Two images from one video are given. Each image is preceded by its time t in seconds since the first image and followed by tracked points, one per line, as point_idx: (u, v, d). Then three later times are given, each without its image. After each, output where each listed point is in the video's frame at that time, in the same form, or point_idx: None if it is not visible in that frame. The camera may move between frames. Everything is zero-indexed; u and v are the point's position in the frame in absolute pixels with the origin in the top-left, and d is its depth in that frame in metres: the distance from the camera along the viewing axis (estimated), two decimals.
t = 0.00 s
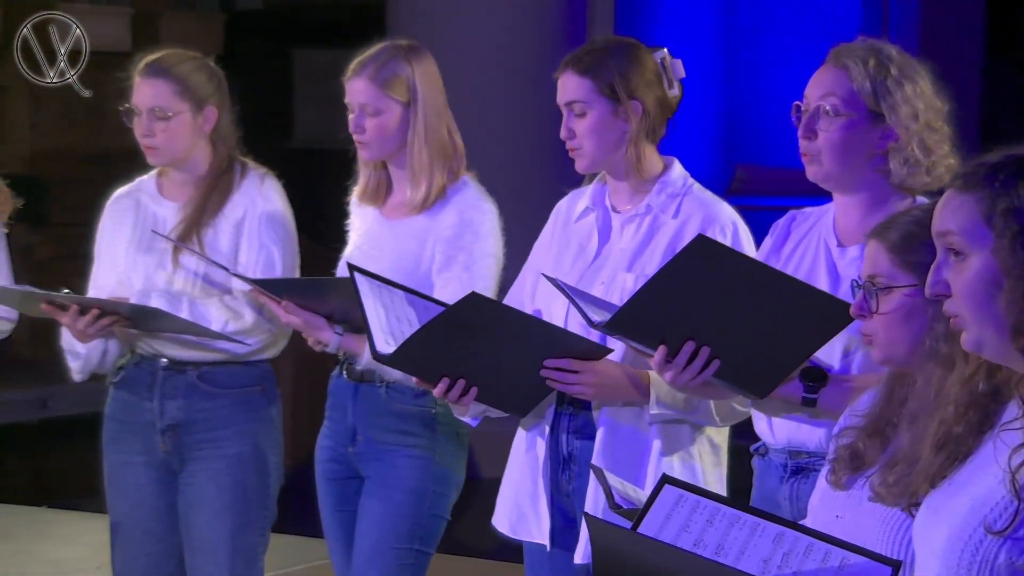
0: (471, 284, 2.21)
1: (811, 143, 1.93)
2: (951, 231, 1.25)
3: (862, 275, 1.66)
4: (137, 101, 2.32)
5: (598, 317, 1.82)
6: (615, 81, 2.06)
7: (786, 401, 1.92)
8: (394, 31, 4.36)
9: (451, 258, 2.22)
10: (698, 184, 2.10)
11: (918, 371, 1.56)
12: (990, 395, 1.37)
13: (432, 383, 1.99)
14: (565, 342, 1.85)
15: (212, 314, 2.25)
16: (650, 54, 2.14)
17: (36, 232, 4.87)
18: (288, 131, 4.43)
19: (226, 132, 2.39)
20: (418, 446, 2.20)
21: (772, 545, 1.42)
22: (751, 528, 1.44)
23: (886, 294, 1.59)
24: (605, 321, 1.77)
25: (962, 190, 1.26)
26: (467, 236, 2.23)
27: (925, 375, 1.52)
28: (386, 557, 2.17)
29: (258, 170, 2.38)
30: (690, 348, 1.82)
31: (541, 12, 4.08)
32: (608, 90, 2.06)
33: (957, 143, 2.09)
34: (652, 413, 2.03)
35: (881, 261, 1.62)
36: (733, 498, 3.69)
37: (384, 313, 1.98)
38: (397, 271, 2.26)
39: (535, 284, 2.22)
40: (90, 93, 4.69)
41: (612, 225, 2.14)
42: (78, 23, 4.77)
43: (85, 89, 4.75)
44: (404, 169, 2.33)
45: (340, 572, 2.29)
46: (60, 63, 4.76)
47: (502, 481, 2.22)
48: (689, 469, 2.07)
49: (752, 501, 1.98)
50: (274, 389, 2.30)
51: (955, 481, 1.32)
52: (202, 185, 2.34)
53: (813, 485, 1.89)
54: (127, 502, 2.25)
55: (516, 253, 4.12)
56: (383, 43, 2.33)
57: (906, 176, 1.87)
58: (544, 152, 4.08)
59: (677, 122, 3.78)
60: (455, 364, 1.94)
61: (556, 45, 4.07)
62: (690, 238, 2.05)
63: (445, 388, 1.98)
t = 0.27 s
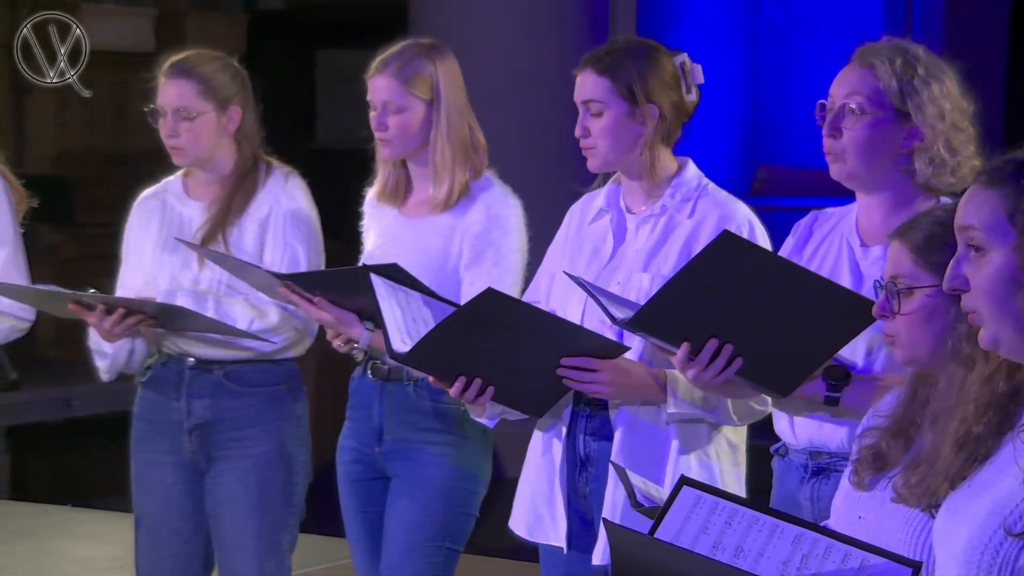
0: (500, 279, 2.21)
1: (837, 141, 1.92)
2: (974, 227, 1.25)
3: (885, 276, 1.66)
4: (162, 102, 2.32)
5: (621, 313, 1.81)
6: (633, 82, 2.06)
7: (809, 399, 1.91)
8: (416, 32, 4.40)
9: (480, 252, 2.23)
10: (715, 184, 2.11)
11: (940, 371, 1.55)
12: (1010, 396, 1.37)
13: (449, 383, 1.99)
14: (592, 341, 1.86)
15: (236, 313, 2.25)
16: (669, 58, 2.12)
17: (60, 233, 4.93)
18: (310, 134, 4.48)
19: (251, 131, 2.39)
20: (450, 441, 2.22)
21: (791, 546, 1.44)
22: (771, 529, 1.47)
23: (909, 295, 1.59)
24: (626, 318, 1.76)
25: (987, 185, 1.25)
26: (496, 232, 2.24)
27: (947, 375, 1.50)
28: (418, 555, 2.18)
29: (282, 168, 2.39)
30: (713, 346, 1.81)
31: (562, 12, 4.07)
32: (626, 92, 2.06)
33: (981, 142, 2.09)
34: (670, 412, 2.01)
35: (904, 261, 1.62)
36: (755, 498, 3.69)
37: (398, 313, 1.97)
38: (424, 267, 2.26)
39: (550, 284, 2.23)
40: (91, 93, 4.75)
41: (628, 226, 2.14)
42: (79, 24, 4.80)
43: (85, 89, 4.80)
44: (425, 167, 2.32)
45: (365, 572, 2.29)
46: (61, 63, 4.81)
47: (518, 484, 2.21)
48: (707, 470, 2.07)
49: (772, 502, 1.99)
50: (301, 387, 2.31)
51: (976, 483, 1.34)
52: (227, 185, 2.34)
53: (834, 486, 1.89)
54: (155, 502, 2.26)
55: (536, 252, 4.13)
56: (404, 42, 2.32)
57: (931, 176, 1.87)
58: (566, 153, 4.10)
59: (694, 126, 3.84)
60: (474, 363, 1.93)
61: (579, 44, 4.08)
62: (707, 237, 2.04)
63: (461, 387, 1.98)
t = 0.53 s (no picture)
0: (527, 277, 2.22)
1: (860, 140, 1.92)
2: (987, 235, 1.29)
3: (908, 276, 1.66)
4: (185, 102, 2.33)
5: (644, 312, 1.81)
6: (656, 81, 2.06)
7: (834, 400, 1.91)
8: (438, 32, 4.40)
9: (508, 250, 2.24)
10: (733, 185, 2.12)
11: (965, 372, 1.55)
12: None
13: (471, 388, 2.00)
14: (616, 340, 1.86)
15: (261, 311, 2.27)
16: (690, 59, 2.12)
17: (87, 233, 5.04)
18: (335, 133, 4.53)
19: (275, 131, 2.40)
20: (476, 441, 2.24)
21: (813, 547, 1.46)
22: (792, 530, 1.48)
23: (932, 295, 1.59)
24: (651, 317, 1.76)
25: (998, 192, 1.29)
26: (522, 230, 2.25)
27: (971, 376, 1.51)
28: (443, 555, 2.19)
29: (306, 169, 2.40)
30: (735, 345, 1.81)
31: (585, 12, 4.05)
32: (649, 90, 2.06)
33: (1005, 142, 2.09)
34: (690, 412, 2.03)
35: (927, 262, 1.62)
36: (775, 498, 3.70)
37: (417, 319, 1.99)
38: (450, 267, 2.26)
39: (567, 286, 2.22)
40: (90, 92, 4.89)
41: (646, 227, 2.14)
42: (76, 23, 4.96)
43: (84, 89, 4.95)
44: (446, 169, 2.32)
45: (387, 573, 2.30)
46: (60, 63, 4.96)
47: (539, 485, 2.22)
48: (729, 470, 2.08)
49: (794, 502, 1.99)
50: (328, 388, 2.33)
51: (1000, 483, 1.34)
52: (252, 185, 2.36)
53: (857, 487, 1.88)
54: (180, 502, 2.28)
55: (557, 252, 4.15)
56: (425, 44, 2.33)
57: (955, 175, 1.86)
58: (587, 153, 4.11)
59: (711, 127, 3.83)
60: (495, 364, 1.94)
61: (600, 44, 4.05)
62: (728, 236, 2.05)
63: (483, 392, 2.00)
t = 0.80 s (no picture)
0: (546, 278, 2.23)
1: (879, 138, 1.91)
2: (1006, 239, 1.32)
3: (930, 277, 1.65)
4: (207, 103, 2.33)
5: (666, 313, 1.81)
6: (685, 77, 2.07)
7: (855, 399, 1.90)
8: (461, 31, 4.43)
9: (530, 250, 2.24)
10: (753, 185, 2.11)
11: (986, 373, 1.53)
12: None
13: (492, 392, 2.00)
14: (636, 341, 1.85)
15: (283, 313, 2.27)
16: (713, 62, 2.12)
17: (112, 233, 5.14)
18: (356, 129, 4.53)
19: (295, 131, 2.41)
20: (498, 443, 2.23)
21: (837, 549, 1.45)
22: (816, 532, 1.48)
23: (954, 296, 1.58)
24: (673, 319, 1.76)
25: (1016, 197, 1.32)
26: (543, 231, 2.25)
27: (993, 376, 1.49)
28: (464, 558, 2.19)
29: (326, 169, 2.40)
30: (758, 346, 1.80)
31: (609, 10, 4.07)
32: (678, 85, 2.07)
33: None
34: (712, 412, 2.02)
35: (948, 263, 1.61)
36: (796, 499, 3.69)
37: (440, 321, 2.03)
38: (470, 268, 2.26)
39: (587, 289, 2.21)
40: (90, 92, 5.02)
41: (666, 228, 2.13)
42: (78, 24, 5.09)
43: (85, 89, 5.07)
44: (466, 169, 2.32)
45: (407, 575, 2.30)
46: (61, 64, 5.09)
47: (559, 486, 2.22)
48: (751, 471, 2.08)
49: (815, 503, 1.98)
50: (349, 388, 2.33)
51: None
52: (273, 186, 2.36)
53: (879, 487, 1.87)
54: (200, 502, 2.28)
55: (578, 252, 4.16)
56: (443, 45, 2.33)
57: (974, 175, 1.85)
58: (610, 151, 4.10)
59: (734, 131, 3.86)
60: (515, 368, 1.93)
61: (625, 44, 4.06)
62: (749, 238, 2.05)
63: (506, 395, 1.99)
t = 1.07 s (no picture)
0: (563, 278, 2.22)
1: (895, 138, 1.90)
2: None
3: (952, 278, 1.64)
4: (228, 103, 2.34)
5: (688, 321, 1.79)
6: (711, 75, 2.06)
7: (879, 402, 1.89)
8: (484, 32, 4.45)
9: (547, 250, 2.24)
10: (776, 186, 2.09)
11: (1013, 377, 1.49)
12: None
13: (511, 392, 2.00)
14: (654, 342, 1.85)
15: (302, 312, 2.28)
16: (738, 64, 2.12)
17: (138, 234, 5.23)
18: (381, 133, 4.58)
19: (314, 130, 2.40)
20: (515, 443, 2.23)
21: (863, 548, 1.45)
22: (842, 530, 1.47)
23: (980, 296, 1.57)
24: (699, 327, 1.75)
25: None
26: (561, 229, 2.25)
27: (1015, 378, 1.49)
28: (483, 558, 2.19)
29: (346, 169, 2.40)
30: (782, 352, 1.80)
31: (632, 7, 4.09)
32: (703, 82, 2.06)
33: None
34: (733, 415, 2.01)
35: (973, 263, 1.60)
36: (817, 500, 3.68)
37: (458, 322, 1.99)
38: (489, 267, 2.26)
39: (607, 290, 2.20)
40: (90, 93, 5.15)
41: (688, 228, 2.12)
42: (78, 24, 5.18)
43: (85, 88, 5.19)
44: (484, 168, 2.31)
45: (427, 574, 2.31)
46: (61, 63, 5.20)
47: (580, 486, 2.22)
48: (772, 471, 2.07)
49: (837, 503, 1.95)
50: (367, 387, 2.34)
51: None
52: (292, 185, 2.36)
53: (903, 489, 1.85)
54: (221, 500, 2.29)
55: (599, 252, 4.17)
56: (464, 44, 2.33)
57: (993, 174, 1.85)
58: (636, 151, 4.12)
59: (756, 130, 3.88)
60: (533, 368, 1.93)
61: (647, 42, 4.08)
62: (771, 240, 2.04)
63: (525, 395, 1.98)
